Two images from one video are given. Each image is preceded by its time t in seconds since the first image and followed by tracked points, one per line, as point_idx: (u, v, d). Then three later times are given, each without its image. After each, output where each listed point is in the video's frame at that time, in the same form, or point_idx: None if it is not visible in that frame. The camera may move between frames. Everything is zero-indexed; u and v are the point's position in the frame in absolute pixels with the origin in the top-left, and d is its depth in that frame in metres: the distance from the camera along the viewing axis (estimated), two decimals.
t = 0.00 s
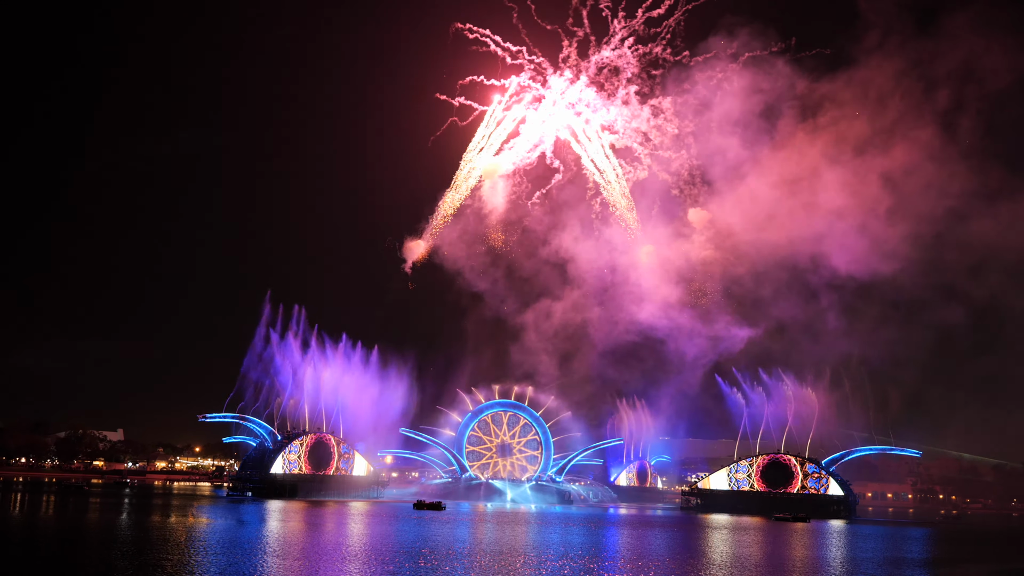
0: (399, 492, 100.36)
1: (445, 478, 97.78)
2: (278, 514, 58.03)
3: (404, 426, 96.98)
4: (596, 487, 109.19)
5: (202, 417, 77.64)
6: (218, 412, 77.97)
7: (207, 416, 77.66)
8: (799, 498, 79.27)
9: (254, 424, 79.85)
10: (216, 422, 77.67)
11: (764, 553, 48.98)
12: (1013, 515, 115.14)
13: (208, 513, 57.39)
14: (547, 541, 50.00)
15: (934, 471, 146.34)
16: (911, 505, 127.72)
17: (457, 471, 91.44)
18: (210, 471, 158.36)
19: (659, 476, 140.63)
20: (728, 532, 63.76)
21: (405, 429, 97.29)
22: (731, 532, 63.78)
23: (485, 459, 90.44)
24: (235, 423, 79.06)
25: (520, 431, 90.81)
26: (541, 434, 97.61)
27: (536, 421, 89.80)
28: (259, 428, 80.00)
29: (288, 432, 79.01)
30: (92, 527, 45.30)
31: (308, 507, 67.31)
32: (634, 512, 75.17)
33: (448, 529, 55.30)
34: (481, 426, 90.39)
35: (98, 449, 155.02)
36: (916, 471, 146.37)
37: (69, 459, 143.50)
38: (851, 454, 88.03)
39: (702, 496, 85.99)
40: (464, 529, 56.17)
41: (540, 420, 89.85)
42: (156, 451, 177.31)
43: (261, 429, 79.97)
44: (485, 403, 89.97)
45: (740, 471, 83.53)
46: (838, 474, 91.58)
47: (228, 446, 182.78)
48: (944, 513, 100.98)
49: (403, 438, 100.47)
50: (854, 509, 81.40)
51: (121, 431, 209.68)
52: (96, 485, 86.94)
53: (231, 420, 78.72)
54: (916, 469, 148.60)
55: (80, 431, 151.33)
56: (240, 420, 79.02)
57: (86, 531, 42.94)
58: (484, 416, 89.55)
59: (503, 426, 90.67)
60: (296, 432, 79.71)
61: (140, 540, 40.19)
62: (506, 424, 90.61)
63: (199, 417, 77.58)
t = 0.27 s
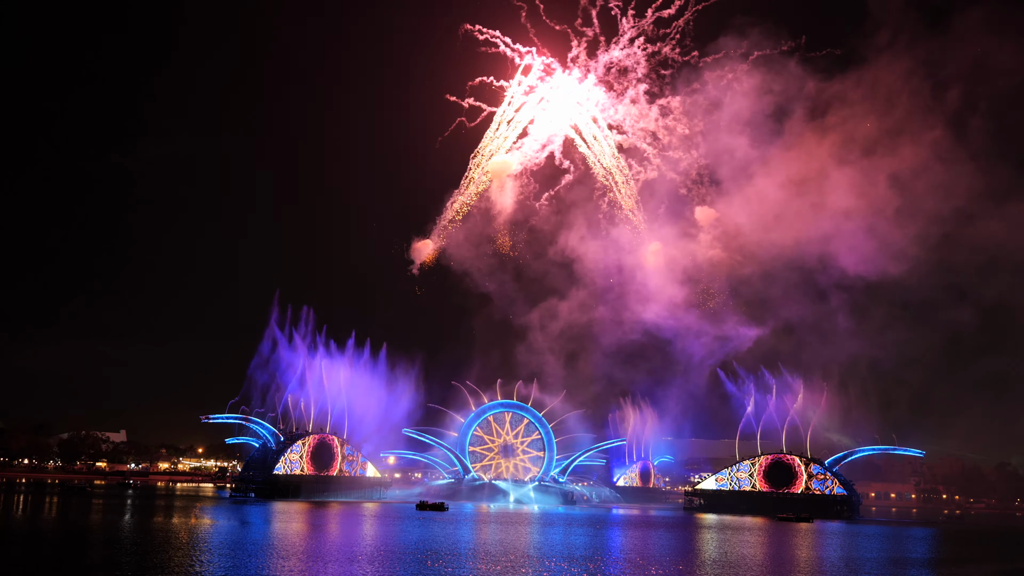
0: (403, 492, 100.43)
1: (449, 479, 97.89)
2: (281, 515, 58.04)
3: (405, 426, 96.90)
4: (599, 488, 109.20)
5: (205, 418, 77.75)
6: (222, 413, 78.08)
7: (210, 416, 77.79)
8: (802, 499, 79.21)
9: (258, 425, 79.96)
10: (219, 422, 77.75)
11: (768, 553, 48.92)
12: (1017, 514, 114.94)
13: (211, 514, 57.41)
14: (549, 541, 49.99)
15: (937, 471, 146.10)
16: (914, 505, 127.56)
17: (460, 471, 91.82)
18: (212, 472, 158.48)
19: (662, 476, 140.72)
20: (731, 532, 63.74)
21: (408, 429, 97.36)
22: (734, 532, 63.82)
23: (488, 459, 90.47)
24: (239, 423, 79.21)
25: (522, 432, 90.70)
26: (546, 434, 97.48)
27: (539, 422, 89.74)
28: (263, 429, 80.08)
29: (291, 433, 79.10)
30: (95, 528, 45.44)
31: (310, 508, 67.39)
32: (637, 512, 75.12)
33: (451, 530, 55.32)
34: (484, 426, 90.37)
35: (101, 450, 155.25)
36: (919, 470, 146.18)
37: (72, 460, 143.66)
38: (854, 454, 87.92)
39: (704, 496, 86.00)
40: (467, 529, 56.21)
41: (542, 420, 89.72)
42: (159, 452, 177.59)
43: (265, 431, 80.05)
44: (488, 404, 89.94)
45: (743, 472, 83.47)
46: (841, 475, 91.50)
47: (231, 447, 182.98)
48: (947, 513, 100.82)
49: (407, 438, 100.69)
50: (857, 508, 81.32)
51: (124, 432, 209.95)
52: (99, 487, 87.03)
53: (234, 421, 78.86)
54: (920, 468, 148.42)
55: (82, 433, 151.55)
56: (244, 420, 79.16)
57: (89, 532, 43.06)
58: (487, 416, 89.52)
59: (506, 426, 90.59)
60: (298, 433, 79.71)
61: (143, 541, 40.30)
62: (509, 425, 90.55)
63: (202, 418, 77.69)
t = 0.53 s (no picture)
0: (406, 493, 100.44)
1: (452, 480, 97.86)
2: (283, 517, 57.98)
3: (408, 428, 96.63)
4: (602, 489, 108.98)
5: (208, 419, 77.74)
6: (224, 414, 78.09)
7: (213, 418, 77.78)
8: (806, 499, 79.08)
9: (261, 427, 79.97)
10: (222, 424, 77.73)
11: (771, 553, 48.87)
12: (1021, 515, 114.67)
13: (213, 516, 57.10)
14: (552, 542, 50.00)
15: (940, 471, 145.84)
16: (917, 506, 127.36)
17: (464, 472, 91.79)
18: (215, 474, 158.55)
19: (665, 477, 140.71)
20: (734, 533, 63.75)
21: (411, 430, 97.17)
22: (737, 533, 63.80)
23: (491, 460, 90.47)
24: (242, 425, 79.25)
25: (526, 433, 90.48)
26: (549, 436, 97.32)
27: (543, 423, 89.61)
28: (266, 431, 80.08)
29: (293, 434, 79.05)
30: (98, 530, 45.52)
31: (313, 509, 67.43)
32: (640, 513, 75.03)
33: (454, 531, 55.32)
34: (488, 427, 90.27)
35: (104, 452, 155.39)
36: (922, 471, 145.95)
37: (75, 462, 143.78)
38: (858, 455, 87.72)
39: (707, 497, 85.91)
40: (470, 530, 56.25)
41: (546, 421, 89.61)
42: (162, 454, 177.76)
43: (268, 433, 80.03)
44: (491, 404, 89.78)
45: (746, 472, 83.38)
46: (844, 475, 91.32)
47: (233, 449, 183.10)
48: (951, 514, 100.58)
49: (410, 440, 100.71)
50: (860, 509, 81.19)
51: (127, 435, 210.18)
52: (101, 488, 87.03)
53: (238, 422, 78.90)
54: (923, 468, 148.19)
55: (85, 434, 151.71)
56: (247, 422, 79.21)
57: (91, 534, 43.12)
58: (491, 417, 89.41)
59: (510, 427, 90.40)
60: (300, 435, 79.58)
61: (146, 542, 40.38)
62: (513, 425, 90.35)
63: (205, 419, 77.70)
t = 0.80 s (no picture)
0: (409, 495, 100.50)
1: (455, 482, 97.92)
2: (286, 519, 58.10)
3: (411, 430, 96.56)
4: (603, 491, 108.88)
5: (211, 421, 77.83)
6: (227, 416, 78.19)
7: (215, 420, 77.85)
8: (808, 500, 79.02)
9: (264, 430, 80.06)
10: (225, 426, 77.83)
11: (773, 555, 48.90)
12: None
13: (215, 518, 57.33)
14: (554, 544, 50.06)
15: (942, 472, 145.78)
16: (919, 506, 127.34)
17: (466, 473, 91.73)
18: (216, 476, 158.54)
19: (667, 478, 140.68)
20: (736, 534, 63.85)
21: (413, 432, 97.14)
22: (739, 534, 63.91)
23: (494, 462, 90.41)
24: (245, 427, 79.38)
25: (527, 433, 90.28)
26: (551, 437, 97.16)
27: (545, 424, 89.55)
28: (268, 433, 80.16)
29: (295, 436, 79.06)
30: (101, 532, 45.68)
31: (316, 511, 67.53)
32: (642, 514, 75.16)
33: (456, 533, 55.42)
34: (490, 428, 90.31)
35: (106, 454, 155.42)
36: (924, 471, 145.89)
37: (76, 464, 143.77)
38: (860, 456, 87.63)
39: (709, 498, 85.89)
40: (472, 532, 56.36)
41: (548, 422, 89.50)
42: (163, 456, 177.89)
43: (270, 435, 80.11)
44: (493, 406, 89.75)
45: (748, 473, 83.33)
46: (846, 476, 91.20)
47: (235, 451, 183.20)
48: (953, 514, 100.52)
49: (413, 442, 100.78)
50: (863, 510, 81.10)
51: (128, 437, 210.34)
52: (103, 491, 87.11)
53: (241, 425, 79.02)
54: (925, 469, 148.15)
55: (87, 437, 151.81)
56: (250, 425, 79.34)
57: (94, 536, 43.25)
58: (493, 419, 89.41)
59: (512, 429, 90.23)
60: (301, 438, 79.54)
61: (148, 545, 40.55)
62: (514, 426, 90.09)
63: (208, 422, 77.79)
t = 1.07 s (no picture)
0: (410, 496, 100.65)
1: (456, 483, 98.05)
2: (287, 521, 58.17)
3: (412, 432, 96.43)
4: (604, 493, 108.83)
5: (212, 423, 77.91)
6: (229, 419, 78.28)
7: (216, 422, 77.91)
8: (808, 502, 78.97)
9: (265, 432, 80.11)
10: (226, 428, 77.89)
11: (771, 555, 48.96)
12: None
13: (216, 521, 57.33)
14: (554, 546, 50.17)
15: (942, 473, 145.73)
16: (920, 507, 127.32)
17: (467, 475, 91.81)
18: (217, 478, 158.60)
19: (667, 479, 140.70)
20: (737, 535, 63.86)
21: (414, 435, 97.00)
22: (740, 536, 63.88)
23: (494, 464, 90.41)
24: (247, 430, 79.49)
25: (528, 433, 90.56)
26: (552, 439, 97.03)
27: (544, 424, 89.63)
28: (269, 435, 80.22)
29: (296, 438, 79.07)
30: (102, 534, 45.78)
31: (316, 513, 67.60)
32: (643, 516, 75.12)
33: (458, 534, 55.52)
34: (490, 429, 90.56)
35: (106, 456, 155.45)
36: (924, 472, 145.86)
37: (76, 466, 143.74)
38: (860, 457, 87.55)
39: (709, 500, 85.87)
40: (473, 533, 56.43)
41: (548, 423, 89.65)
42: (163, 458, 177.97)
43: (272, 437, 80.17)
44: (494, 408, 89.90)
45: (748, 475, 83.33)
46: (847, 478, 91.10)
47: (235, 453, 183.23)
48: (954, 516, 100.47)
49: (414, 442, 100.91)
50: (863, 511, 81.02)
51: (128, 440, 210.44)
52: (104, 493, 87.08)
53: (242, 427, 79.13)
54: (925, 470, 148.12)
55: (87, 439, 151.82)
56: (252, 427, 79.45)
57: (95, 538, 43.34)
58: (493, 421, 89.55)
59: (513, 429, 90.52)
60: (302, 439, 79.59)
61: (150, 547, 40.67)
62: (514, 426, 90.54)
63: (209, 424, 77.87)
